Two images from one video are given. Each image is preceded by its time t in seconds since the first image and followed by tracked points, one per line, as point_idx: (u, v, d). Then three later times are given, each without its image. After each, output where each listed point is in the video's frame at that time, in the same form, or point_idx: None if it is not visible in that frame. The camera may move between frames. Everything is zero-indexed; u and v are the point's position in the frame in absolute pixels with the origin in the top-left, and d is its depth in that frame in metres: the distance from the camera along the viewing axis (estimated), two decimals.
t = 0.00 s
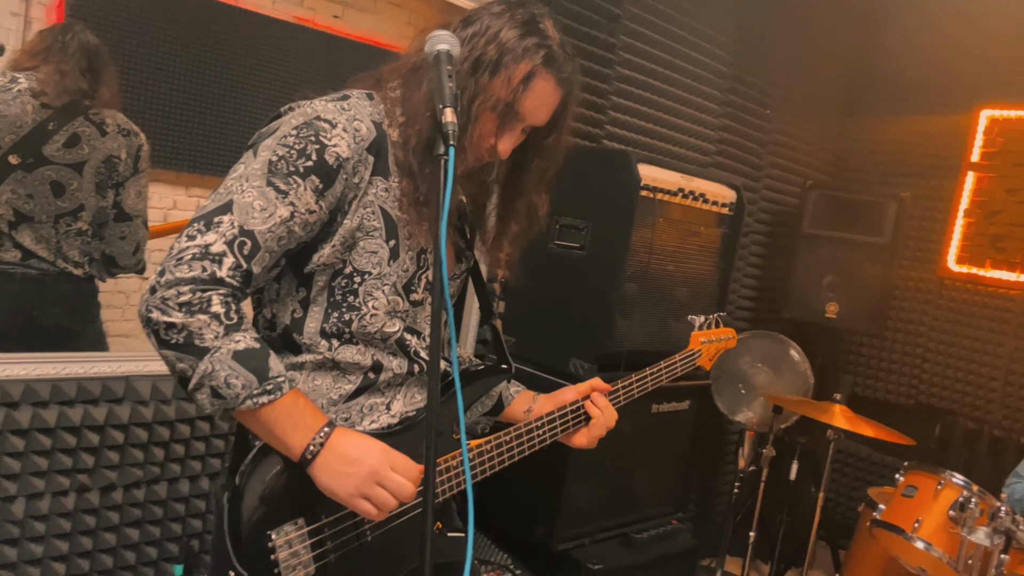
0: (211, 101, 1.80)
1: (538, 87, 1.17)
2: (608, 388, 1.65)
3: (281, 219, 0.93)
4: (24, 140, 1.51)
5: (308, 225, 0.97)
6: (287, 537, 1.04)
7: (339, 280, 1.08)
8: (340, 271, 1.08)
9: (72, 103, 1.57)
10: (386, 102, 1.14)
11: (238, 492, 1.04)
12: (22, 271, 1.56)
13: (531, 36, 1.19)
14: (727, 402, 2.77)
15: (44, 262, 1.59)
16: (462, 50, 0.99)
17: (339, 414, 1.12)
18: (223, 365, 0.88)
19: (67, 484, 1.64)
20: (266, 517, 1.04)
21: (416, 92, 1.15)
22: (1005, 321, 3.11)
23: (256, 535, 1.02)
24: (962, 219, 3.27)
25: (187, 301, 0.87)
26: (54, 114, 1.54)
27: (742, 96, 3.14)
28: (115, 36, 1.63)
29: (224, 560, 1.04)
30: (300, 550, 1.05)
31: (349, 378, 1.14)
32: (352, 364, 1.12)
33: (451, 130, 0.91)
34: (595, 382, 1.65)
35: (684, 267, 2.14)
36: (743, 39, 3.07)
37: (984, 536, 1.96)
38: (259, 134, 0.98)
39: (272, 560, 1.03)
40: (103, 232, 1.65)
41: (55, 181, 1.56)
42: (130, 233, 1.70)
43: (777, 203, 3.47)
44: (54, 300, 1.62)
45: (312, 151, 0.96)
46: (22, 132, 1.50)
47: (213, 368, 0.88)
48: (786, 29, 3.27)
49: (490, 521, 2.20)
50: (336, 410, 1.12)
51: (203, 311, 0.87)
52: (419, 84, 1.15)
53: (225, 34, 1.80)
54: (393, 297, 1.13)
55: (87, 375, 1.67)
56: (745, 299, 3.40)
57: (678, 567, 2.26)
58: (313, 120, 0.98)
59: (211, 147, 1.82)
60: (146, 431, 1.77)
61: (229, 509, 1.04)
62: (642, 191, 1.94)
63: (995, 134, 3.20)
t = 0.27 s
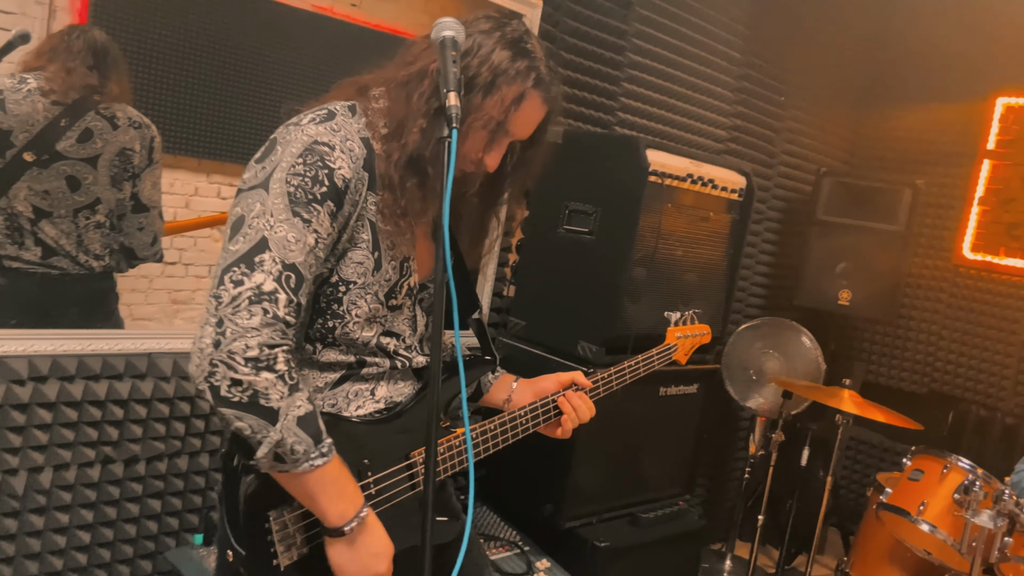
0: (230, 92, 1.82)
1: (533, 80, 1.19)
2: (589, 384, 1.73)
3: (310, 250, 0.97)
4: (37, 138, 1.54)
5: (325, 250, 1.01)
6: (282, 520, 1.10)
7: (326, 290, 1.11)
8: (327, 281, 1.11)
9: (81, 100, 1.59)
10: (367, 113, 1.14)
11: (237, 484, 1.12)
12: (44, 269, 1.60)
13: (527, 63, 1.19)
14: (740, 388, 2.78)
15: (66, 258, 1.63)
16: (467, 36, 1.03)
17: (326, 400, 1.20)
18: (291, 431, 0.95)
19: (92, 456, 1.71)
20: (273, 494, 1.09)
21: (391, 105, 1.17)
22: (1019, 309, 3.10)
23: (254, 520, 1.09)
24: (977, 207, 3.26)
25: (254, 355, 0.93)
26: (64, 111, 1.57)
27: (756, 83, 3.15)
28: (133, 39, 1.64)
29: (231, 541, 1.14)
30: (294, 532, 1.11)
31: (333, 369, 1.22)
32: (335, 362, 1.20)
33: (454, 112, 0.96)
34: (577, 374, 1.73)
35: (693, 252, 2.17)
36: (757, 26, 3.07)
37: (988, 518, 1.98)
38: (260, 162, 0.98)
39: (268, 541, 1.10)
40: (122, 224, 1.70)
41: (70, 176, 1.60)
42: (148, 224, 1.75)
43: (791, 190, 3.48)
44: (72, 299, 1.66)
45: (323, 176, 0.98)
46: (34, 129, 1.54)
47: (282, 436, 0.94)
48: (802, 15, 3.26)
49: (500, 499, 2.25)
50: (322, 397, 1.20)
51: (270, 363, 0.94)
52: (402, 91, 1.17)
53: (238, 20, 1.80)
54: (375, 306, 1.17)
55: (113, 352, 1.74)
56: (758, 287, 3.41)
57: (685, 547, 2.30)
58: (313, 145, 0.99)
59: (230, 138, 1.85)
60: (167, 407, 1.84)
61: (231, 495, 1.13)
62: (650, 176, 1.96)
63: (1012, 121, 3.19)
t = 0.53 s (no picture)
0: (247, 81, 1.84)
1: (543, 75, 1.24)
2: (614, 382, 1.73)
3: (284, 264, 1.03)
4: (72, 149, 1.63)
5: (308, 266, 1.07)
6: (307, 518, 1.18)
7: (334, 308, 1.21)
8: (333, 301, 1.20)
9: (108, 110, 1.67)
10: (363, 134, 1.20)
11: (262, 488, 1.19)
12: (82, 276, 1.69)
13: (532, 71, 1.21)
14: (756, 374, 2.81)
15: (103, 264, 1.71)
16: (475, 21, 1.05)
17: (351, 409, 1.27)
18: (272, 398, 1.01)
19: (117, 436, 1.77)
20: (295, 492, 1.19)
21: (404, 128, 1.22)
22: None
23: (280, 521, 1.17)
24: (997, 193, 3.23)
25: (221, 351, 0.99)
26: (95, 122, 1.65)
27: (773, 70, 3.14)
28: (153, 39, 1.68)
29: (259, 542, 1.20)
30: (319, 529, 1.19)
31: (356, 379, 1.28)
32: (357, 373, 1.27)
33: (459, 95, 0.97)
34: (601, 375, 1.73)
35: (706, 239, 2.18)
36: (775, 12, 3.05)
37: (1001, 503, 1.99)
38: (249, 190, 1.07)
39: (294, 540, 1.17)
40: (156, 224, 1.77)
41: (108, 185, 1.69)
42: (181, 220, 1.81)
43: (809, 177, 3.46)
44: (107, 302, 1.74)
45: (297, 199, 1.05)
46: (70, 142, 1.63)
47: (267, 403, 1.01)
48: None
49: (515, 482, 2.29)
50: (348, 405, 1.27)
51: (237, 355, 0.99)
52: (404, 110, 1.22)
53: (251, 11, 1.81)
54: (384, 319, 1.26)
55: (136, 335, 1.80)
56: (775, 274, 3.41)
57: (699, 531, 2.33)
58: (292, 170, 1.07)
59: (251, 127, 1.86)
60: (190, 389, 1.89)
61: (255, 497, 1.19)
62: (661, 162, 1.97)
63: None
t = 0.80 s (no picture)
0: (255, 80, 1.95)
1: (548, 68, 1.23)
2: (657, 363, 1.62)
3: (284, 242, 1.03)
4: (104, 144, 1.70)
5: (312, 245, 1.07)
6: (337, 490, 1.10)
7: (364, 288, 1.16)
8: (363, 281, 1.16)
9: (131, 102, 1.73)
10: (384, 117, 1.19)
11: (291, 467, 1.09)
12: (108, 263, 1.77)
13: (534, 17, 1.20)
14: (761, 363, 2.82)
15: (129, 251, 1.80)
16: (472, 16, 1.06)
17: (388, 387, 1.18)
18: (257, 364, 1.00)
19: (125, 434, 1.78)
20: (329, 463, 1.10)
21: (422, 107, 1.21)
22: None
23: (309, 496, 1.08)
24: (1000, 178, 3.20)
25: (217, 319, 1.00)
26: (120, 115, 1.71)
27: (773, 59, 3.14)
28: (165, 41, 1.77)
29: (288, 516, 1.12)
30: (349, 504, 1.11)
31: (394, 356, 1.20)
32: (394, 349, 1.19)
33: (459, 90, 0.97)
34: (647, 352, 1.62)
35: (709, 229, 2.18)
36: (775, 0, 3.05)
37: (1007, 488, 1.99)
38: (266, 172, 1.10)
39: (322, 514, 1.09)
40: (178, 210, 1.86)
41: (135, 176, 1.77)
42: (200, 204, 1.90)
43: (811, 166, 3.46)
44: (133, 288, 1.83)
45: (300, 179, 1.06)
46: (100, 137, 1.69)
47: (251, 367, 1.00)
48: None
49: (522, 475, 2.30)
50: (385, 383, 1.18)
51: (232, 323, 1.00)
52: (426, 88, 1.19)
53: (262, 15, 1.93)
54: (415, 295, 1.18)
55: (143, 334, 1.82)
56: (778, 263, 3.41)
57: (706, 520, 2.34)
58: (298, 153, 1.07)
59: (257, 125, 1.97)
60: (196, 387, 1.89)
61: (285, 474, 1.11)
62: (662, 153, 1.98)
63: None
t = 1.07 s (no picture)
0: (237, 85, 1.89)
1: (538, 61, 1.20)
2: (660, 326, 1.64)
3: (288, 228, 1.00)
4: (74, 145, 1.67)
5: (317, 229, 1.04)
6: (344, 488, 1.07)
7: (371, 271, 1.15)
8: (370, 263, 1.15)
9: (101, 101, 1.70)
10: (381, 100, 1.18)
11: (297, 463, 1.07)
12: (82, 263, 1.72)
13: None
14: (733, 357, 2.87)
15: (101, 253, 1.74)
16: (451, 19, 1.03)
17: (394, 375, 1.19)
18: (261, 358, 0.96)
19: (102, 453, 1.75)
20: (335, 464, 1.07)
21: (412, 83, 1.18)
22: (1006, 264, 3.16)
23: (316, 493, 1.06)
24: (958, 167, 3.32)
25: (223, 310, 0.95)
26: (89, 116, 1.69)
27: (737, 56, 3.18)
28: (130, 42, 1.70)
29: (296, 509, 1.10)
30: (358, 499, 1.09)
31: (400, 344, 1.20)
32: (402, 335, 1.18)
33: (442, 95, 0.96)
34: (648, 320, 1.64)
35: (683, 225, 2.21)
36: None
37: (980, 470, 2.05)
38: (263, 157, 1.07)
39: (331, 510, 1.07)
40: (151, 210, 1.81)
41: (107, 177, 1.73)
42: (175, 202, 1.85)
43: (776, 161, 3.52)
44: (110, 288, 1.77)
45: (301, 162, 1.03)
46: (69, 140, 1.66)
47: (254, 362, 0.96)
48: None
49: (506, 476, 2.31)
50: (390, 372, 1.19)
51: (237, 316, 0.96)
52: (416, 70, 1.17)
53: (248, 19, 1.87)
54: (423, 276, 1.17)
55: (116, 350, 1.79)
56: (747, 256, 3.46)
57: (689, 513, 2.37)
58: (298, 135, 1.05)
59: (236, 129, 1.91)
60: (173, 402, 1.87)
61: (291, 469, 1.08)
62: (635, 152, 2.00)
63: (989, 82, 3.22)
